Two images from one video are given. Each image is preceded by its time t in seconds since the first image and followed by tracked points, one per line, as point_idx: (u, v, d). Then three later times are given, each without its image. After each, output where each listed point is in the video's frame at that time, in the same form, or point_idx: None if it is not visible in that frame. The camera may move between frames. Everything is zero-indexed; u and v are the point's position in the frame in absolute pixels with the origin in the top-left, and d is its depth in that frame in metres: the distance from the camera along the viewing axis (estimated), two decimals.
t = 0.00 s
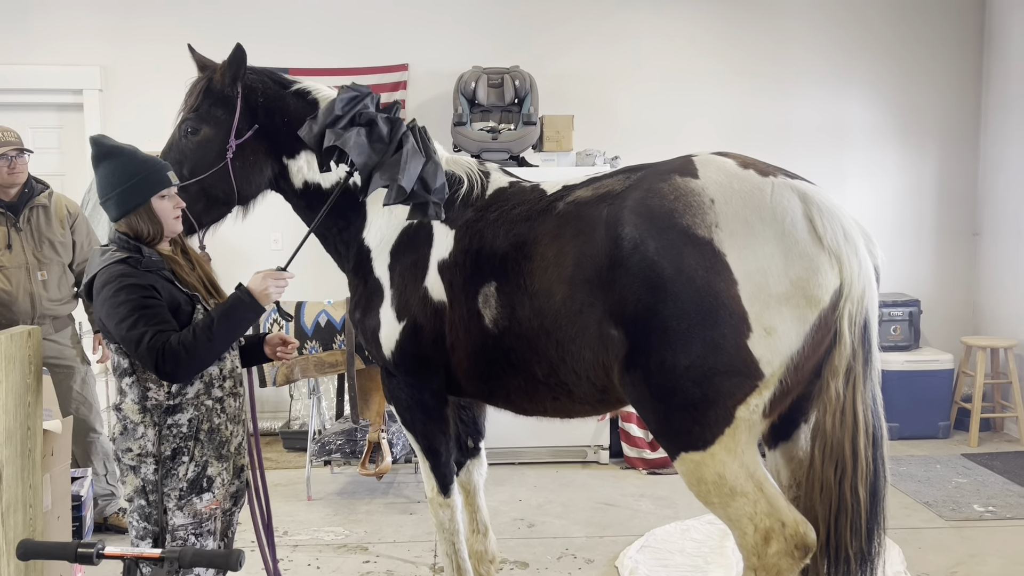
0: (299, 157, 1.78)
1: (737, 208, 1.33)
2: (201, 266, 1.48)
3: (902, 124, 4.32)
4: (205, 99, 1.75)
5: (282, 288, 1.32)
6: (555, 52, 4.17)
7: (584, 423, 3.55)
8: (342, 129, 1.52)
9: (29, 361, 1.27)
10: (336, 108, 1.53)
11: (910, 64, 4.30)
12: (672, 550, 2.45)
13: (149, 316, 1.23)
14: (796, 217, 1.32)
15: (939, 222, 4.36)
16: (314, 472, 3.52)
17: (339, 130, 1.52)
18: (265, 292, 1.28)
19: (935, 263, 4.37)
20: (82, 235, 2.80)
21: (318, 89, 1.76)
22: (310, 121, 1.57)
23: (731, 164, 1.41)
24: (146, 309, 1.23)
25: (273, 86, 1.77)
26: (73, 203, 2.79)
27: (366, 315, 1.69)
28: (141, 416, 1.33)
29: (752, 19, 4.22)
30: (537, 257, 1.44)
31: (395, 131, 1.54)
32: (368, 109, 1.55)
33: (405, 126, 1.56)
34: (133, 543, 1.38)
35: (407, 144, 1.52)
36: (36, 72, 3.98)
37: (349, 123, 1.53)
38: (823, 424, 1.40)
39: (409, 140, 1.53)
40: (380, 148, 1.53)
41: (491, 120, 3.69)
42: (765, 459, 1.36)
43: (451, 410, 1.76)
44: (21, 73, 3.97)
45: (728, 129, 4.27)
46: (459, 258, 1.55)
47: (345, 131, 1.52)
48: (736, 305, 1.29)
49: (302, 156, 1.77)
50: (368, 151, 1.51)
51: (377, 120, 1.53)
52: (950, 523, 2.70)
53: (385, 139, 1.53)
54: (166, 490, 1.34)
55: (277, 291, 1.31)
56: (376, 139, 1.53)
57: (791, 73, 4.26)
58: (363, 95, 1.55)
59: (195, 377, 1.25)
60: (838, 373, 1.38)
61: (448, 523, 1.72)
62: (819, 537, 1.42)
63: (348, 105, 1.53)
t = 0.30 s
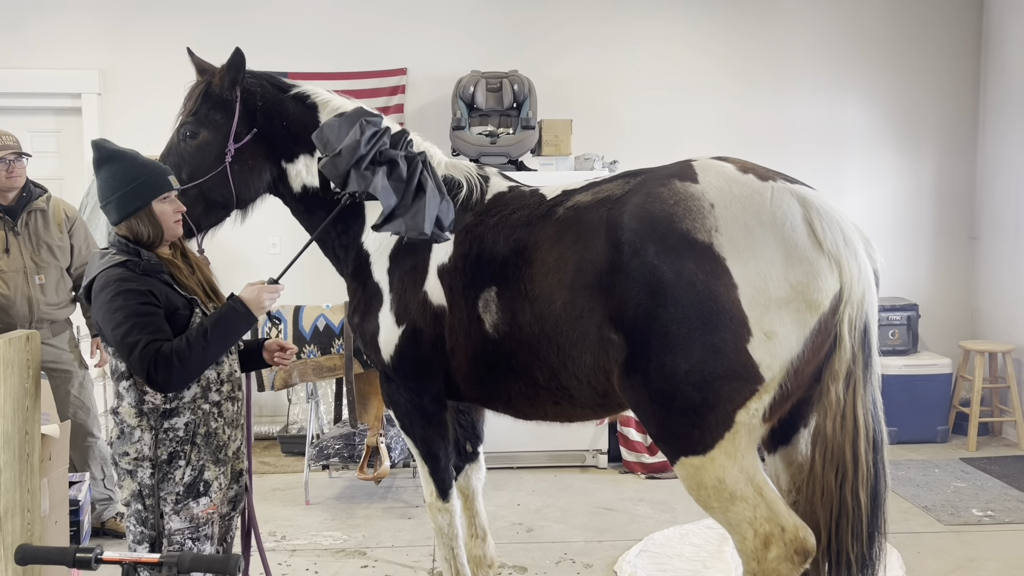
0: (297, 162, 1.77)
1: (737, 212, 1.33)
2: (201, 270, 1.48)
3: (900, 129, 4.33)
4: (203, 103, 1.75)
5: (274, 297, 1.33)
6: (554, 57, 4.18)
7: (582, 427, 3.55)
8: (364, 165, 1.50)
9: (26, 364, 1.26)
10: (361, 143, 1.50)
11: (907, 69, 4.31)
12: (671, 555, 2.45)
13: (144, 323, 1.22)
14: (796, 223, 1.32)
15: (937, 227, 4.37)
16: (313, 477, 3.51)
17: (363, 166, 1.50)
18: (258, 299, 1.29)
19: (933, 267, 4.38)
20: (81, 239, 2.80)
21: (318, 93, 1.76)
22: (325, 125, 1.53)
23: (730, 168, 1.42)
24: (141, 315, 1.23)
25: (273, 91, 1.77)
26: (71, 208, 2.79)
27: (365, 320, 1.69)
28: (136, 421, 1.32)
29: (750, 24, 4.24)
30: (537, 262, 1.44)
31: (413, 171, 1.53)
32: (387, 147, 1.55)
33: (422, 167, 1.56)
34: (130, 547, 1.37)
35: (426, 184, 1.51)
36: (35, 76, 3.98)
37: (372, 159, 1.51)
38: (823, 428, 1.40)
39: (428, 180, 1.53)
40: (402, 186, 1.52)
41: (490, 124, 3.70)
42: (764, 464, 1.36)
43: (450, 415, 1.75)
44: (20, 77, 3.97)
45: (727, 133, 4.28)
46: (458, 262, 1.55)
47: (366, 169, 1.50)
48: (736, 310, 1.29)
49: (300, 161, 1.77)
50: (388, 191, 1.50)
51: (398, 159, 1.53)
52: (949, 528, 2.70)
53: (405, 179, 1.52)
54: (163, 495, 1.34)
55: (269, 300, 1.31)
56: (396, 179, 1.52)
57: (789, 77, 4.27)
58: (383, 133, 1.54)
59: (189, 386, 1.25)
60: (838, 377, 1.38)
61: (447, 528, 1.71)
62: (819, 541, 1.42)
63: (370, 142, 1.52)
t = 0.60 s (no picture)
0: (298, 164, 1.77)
1: (737, 215, 1.34)
2: (202, 271, 1.48)
3: (899, 131, 4.34)
4: (203, 103, 1.74)
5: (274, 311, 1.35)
6: (553, 59, 4.19)
7: (582, 429, 3.55)
8: (355, 177, 1.50)
9: (25, 366, 1.26)
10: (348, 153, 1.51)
11: (906, 71, 4.32)
12: (670, 558, 2.45)
13: (143, 327, 1.22)
14: (796, 225, 1.32)
15: (937, 229, 4.37)
16: (312, 479, 3.51)
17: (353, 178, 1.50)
18: (260, 314, 1.31)
19: (933, 270, 4.39)
20: (80, 241, 2.80)
21: (319, 95, 1.77)
22: (297, 134, 1.54)
23: (731, 171, 1.42)
24: (141, 319, 1.23)
25: (273, 92, 1.77)
26: (70, 210, 2.79)
27: (365, 322, 1.69)
28: (135, 423, 1.32)
29: (749, 26, 4.24)
30: (539, 264, 1.44)
31: (401, 174, 1.52)
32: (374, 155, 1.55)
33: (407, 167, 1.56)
34: (129, 549, 1.37)
35: (415, 185, 1.51)
36: (35, 78, 3.98)
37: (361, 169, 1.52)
38: (823, 431, 1.40)
39: (415, 179, 1.53)
40: (393, 190, 1.51)
41: (489, 127, 3.70)
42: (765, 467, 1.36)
43: (450, 418, 1.75)
44: (19, 79, 3.97)
45: (727, 135, 4.28)
46: (459, 265, 1.55)
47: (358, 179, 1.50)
48: (736, 313, 1.29)
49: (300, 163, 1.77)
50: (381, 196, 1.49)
51: (385, 165, 1.53)
52: (948, 531, 2.70)
53: (395, 182, 1.52)
54: (162, 497, 1.34)
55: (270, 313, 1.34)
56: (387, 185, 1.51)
57: (789, 79, 4.28)
58: (366, 140, 1.54)
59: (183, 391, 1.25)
60: (839, 381, 1.38)
61: (447, 531, 1.71)
62: (819, 544, 1.42)
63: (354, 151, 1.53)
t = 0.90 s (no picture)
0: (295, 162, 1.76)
1: (737, 216, 1.34)
2: (203, 272, 1.48)
3: (899, 133, 4.34)
4: (204, 97, 1.75)
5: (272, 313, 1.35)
6: (553, 60, 4.19)
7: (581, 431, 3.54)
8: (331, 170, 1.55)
9: (25, 367, 1.26)
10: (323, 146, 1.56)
11: (906, 72, 4.33)
12: (670, 559, 2.44)
13: (143, 328, 1.22)
14: (795, 226, 1.32)
15: (936, 230, 4.37)
16: (312, 480, 3.51)
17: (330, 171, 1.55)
18: (258, 318, 1.32)
19: (933, 271, 4.39)
20: (80, 242, 2.79)
21: (322, 94, 1.77)
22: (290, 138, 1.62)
23: (731, 172, 1.42)
24: (141, 320, 1.23)
25: (277, 88, 1.77)
26: (70, 211, 2.79)
27: (365, 323, 1.69)
28: (134, 424, 1.32)
29: (749, 27, 4.25)
30: (539, 265, 1.44)
31: (381, 165, 1.56)
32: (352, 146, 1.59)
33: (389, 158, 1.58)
34: (128, 551, 1.37)
35: (396, 176, 1.54)
36: (34, 79, 3.98)
37: (338, 161, 1.57)
38: (823, 431, 1.40)
39: (396, 171, 1.56)
40: (371, 181, 1.55)
41: (489, 128, 3.70)
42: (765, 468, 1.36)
43: (450, 418, 1.75)
44: (19, 80, 3.97)
45: (728, 136, 4.28)
46: (459, 265, 1.56)
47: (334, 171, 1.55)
48: (737, 313, 1.29)
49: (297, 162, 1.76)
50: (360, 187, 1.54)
51: (363, 157, 1.56)
52: (948, 532, 2.70)
53: (374, 174, 1.55)
54: (162, 498, 1.34)
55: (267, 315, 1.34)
56: (365, 176, 1.55)
57: (789, 79, 4.28)
58: (342, 133, 1.58)
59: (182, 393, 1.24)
60: (840, 382, 1.38)
61: (447, 532, 1.70)
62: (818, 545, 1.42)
63: (331, 145, 1.57)
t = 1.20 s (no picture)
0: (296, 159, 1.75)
1: (740, 216, 1.34)
2: (205, 272, 1.48)
3: (900, 133, 4.34)
4: (207, 93, 1.75)
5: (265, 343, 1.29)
6: (554, 61, 4.19)
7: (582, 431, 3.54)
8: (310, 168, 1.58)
9: (27, 366, 1.26)
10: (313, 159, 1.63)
11: (907, 72, 4.33)
12: (670, 559, 2.44)
13: (136, 333, 1.22)
14: (797, 226, 1.32)
15: (937, 230, 4.37)
16: (312, 480, 3.51)
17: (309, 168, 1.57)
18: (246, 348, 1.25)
19: (933, 271, 4.39)
20: (81, 243, 2.79)
21: (325, 92, 1.76)
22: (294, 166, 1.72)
23: (733, 172, 1.42)
24: (137, 323, 1.22)
25: (280, 86, 1.77)
26: (71, 211, 2.79)
27: (365, 323, 1.69)
28: (137, 424, 1.32)
29: (750, 27, 4.25)
30: (541, 264, 1.44)
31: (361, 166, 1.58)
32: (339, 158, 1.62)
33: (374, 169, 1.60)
34: (130, 550, 1.37)
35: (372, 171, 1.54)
36: (35, 79, 3.99)
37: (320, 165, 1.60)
38: (825, 431, 1.40)
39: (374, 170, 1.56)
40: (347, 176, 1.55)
41: (490, 128, 3.70)
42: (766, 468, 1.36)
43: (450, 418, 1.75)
44: (20, 80, 3.97)
45: (729, 135, 4.29)
46: (461, 265, 1.56)
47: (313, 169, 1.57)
48: (739, 313, 1.29)
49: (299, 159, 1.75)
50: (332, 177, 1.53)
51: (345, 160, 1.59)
52: (949, 533, 2.70)
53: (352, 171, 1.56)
54: (165, 497, 1.34)
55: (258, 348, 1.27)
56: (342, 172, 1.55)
57: (789, 78, 4.28)
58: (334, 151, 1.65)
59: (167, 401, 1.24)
60: (842, 382, 1.38)
61: (447, 532, 1.71)
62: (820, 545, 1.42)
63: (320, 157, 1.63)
